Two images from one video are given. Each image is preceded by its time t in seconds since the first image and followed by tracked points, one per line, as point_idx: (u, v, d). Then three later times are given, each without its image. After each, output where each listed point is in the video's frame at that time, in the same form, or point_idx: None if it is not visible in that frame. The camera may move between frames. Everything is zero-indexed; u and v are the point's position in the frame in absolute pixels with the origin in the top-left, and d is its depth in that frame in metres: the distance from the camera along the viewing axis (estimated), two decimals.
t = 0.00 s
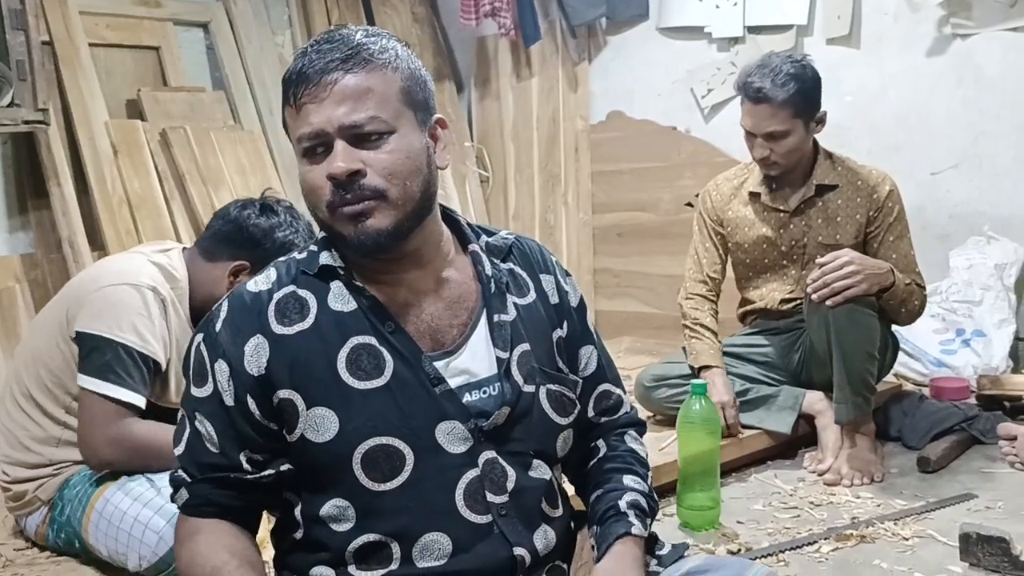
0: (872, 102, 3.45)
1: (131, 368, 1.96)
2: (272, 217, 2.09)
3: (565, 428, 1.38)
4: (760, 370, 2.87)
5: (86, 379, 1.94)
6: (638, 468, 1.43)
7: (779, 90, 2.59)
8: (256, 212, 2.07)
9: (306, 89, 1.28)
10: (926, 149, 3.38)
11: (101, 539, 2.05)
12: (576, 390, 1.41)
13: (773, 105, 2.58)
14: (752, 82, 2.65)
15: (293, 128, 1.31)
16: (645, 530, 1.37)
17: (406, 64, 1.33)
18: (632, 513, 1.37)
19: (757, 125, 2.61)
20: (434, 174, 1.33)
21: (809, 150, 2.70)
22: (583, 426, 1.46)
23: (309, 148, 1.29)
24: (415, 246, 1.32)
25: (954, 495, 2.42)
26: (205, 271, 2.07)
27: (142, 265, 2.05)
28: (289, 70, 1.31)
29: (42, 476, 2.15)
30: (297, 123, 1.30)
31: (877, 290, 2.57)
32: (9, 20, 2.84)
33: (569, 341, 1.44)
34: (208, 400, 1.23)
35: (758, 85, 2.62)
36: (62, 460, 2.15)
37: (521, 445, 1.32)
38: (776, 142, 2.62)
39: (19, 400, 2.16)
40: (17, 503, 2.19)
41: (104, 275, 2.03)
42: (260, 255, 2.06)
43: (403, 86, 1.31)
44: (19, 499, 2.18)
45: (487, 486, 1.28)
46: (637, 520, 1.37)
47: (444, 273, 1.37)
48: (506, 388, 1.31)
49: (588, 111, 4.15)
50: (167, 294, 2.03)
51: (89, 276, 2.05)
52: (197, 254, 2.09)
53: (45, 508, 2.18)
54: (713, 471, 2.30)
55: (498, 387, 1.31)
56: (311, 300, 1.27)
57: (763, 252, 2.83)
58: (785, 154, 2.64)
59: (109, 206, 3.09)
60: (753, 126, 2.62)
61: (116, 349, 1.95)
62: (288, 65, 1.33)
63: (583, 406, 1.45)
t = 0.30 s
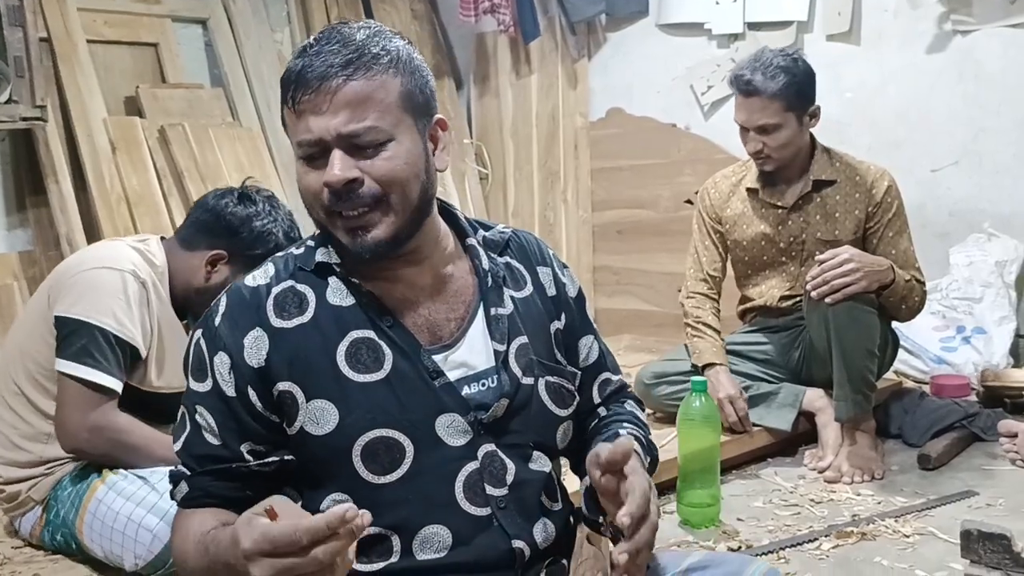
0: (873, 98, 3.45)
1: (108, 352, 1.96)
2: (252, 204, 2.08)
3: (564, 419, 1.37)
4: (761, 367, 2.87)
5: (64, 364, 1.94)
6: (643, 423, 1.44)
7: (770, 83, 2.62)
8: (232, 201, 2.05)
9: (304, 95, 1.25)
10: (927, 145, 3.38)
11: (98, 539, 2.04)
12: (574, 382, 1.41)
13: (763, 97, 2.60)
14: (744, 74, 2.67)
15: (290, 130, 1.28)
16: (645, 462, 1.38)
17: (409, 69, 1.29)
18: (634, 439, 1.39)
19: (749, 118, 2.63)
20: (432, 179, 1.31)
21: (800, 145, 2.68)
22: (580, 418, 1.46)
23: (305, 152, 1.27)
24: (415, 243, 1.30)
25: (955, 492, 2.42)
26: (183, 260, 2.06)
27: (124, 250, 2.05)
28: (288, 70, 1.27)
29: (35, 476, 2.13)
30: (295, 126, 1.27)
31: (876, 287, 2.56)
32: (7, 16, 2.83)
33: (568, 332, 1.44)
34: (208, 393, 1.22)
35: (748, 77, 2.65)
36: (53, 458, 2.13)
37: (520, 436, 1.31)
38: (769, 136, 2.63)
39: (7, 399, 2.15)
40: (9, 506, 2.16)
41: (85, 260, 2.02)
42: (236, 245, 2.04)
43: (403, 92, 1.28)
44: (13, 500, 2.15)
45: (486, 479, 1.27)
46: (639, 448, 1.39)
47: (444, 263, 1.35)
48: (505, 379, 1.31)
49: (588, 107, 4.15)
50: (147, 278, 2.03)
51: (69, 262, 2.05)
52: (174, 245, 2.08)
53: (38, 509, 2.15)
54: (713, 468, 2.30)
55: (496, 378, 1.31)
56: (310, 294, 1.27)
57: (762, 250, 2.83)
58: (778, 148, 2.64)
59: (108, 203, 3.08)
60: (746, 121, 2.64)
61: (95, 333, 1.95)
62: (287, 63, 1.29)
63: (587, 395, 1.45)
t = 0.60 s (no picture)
0: (872, 94, 3.45)
1: (106, 351, 1.95)
2: (251, 200, 2.08)
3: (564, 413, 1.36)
4: (761, 364, 2.87)
5: (63, 364, 1.93)
6: (644, 408, 1.43)
7: (768, 79, 2.62)
8: (231, 196, 2.05)
9: (287, 103, 1.23)
10: (927, 142, 3.38)
11: (98, 536, 2.04)
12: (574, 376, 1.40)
13: (760, 92, 2.61)
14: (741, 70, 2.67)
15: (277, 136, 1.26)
16: (633, 437, 1.36)
17: (392, 73, 1.26)
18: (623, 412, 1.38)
19: (748, 113, 2.63)
20: (420, 183, 1.28)
21: (801, 141, 2.69)
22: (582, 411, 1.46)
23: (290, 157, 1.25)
24: (407, 241, 1.29)
25: (955, 488, 2.42)
26: (183, 256, 2.06)
27: (121, 248, 2.04)
28: (270, 78, 1.25)
29: (36, 472, 2.13)
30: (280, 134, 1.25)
31: (876, 284, 2.56)
32: (6, 12, 2.81)
33: (566, 325, 1.44)
34: (208, 388, 1.22)
35: (745, 72, 2.65)
36: (55, 455, 2.12)
37: (519, 431, 1.31)
38: (767, 131, 2.63)
39: (8, 396, 2.14)
40: (11, 501, 2.17)
41: (82, 258, 2.02)
42: (235, 239, 2.04)
43: (386, 95, 1.25)
44: (13, 497, 2.16)
45: (486, 473, 1.27)
46: (630, 421, 1.37)
47: (442, 260, 1.36)
48: (503, 375, 1.31)
49: (587, 104, 4.15)
50: (145, 275, 2.02)
51: (67, 260, 2.05)
52: (174, 241, 2.08)
53: (39, 506, 2.16)
54: (713, 465, 2.29)
55: (494, 374, 1.30)
56: (309, 290, 1.27)
57: (762, 246, 2.82)
58: (776, 144, 2.64)
59: (108, 199, 3.08)
60: (744, 116, 2.64)
61: (92, 331, 1.94)
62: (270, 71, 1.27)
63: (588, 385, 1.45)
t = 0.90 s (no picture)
0: (873, 92, 3.45)
1: (110, 353, 1.96)
2: (251, 195, 2.09)
3: (556, 413, 1.31)
4: (761, 360, 2.87)
5: (70, 368, 1.94)
6: (639, 427, 1.28)
7: (767, 76, 2.62)
8: (230, 193, 2.05)
9: (271, 104, 1.19)
10: (927, 140, 3.37)
11: (99, 532, 2.04)
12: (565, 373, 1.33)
13: (759, 89, 2.61)
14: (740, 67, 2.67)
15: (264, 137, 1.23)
16: (619, 487, 1.21)
17: (378, 72, 1.22)
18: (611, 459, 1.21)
19: (747, 111, 2.63)
20: (408, 183, 1.24)
21: (801, 138, 2.69)
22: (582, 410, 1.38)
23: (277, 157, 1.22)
24: (396, 241, 1.25)
25: (956, 484, 2.42)
26: (181, 252, 2.06)
27: (119, 248, 2.04)
28: (256, 78, 1.21)
29: (37, 470, 2.14)
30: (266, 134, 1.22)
31: (876, 280, 2.55)
32: (6, 10, 2.81)
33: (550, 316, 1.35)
34: (196, 384, 1.24)
35: (744, 70, 2.65)
36: (55, 451, 2.14)
37: (509, 432, 1.27)
38: (766, 128, 2.63)
39: (7, 394, 2.14)
40: (11, 499, 2.18)
41: (80, 260, 2.02)
42: (235, 236, 2.04)
43: (370, 94, 1.20)
44: (14, 494, 2.16)
45: (479, 471, 1.25)
46: (614, 467, 1.21)
47: (435, 260, 1.32)
48: (487, 376, 1.27)
49: (587, 101, 4.14)
50: (145, 275, 2.03)
51: (65, 262, 2.04)
52: (173, 238, 2.08)
53: (39, 503, 2.16)
54: (713, 461, 2.29)
55: (481, 375, 1.27)
56: (301, 289, 1.26)
57: (763, 243, 2.82)
58: (775, 141, 2.64)
59: (108, 196, 3.08)
60: (744, 113, 2.64)
61: (95, 334, 1.95)
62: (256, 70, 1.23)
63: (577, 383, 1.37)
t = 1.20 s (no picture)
0: (873, 89, 3.45)
1: (105, 351, 1.98)
2: (242, 185, 2.09)
3: (546, 419, 1.31)
4: (763, 356, 2.88)
5: (70, 368, 1.96)
6: (612, 461, 1.28)
7: (766, 73, 2.63)
8: (220, 184, 2.05)
9: (257, 105, 1.17)
10: (928, 137, 3.38)
11: (103, 527, 2.05)
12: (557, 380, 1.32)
13: (758, 86, 2.62)
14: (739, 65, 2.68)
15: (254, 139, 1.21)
16: (584, 542, 1.23)
17: (364, 68, 1.18)
18: (580, 517, 1.22)
19: (747, 108, 2.64)
20: (399, 181, 1.20)
21: (801, 134, 2.69)
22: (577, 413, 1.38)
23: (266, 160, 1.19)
24: (388, 242, 1.22)
25: (956, 478, 2.43)
26: (174, 245, 2.05)
27: (105, 247, 2.05)
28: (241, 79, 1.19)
29: (38, 465, 2.14)
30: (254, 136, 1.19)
31: (878, 280, 2.55)
32: (8, 7, 2.81)
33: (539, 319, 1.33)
34: (193, 394, 1.24)
35: (743, 67, 2.66)
36: (58, 446, 2.13)
37: (504, 438, 1.28)
38: (766, 125, 2.63)
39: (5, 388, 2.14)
40: (14, 494, 2.19)
41: (67, 260, 2.02)
42: (226, 227, 2.03)
43: (356, 92, 1.17)
44: (17, 490, 2.17)
45: (477, 474, 1.26)
46: (582, 524, 1.23)
47: (430, 260, 1.30)
48: (479, 381, 1.26)
49: (588, 98, 4.14)
50: (133, 273, 2.03)
51: (50, 262, 2.05)
52: (165, 231, 2.07)
53: (41, 498, 2.17)
54: (714, 457, 2.30)
55: (473, 380, 1.26)
56: (294, 293, 1.25)
57: (764, 240, 2.83)
58: (775, 138, 2.65)
59: (110, 192, 3.09)
60: (744, 111, 2.65)
61: (88, 335, 1.96)
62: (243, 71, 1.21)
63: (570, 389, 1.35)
